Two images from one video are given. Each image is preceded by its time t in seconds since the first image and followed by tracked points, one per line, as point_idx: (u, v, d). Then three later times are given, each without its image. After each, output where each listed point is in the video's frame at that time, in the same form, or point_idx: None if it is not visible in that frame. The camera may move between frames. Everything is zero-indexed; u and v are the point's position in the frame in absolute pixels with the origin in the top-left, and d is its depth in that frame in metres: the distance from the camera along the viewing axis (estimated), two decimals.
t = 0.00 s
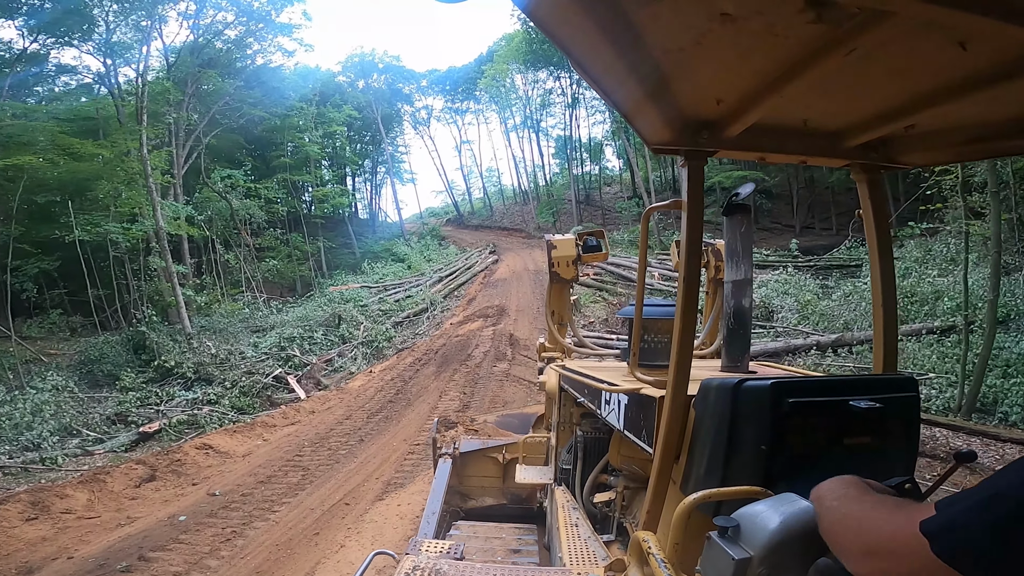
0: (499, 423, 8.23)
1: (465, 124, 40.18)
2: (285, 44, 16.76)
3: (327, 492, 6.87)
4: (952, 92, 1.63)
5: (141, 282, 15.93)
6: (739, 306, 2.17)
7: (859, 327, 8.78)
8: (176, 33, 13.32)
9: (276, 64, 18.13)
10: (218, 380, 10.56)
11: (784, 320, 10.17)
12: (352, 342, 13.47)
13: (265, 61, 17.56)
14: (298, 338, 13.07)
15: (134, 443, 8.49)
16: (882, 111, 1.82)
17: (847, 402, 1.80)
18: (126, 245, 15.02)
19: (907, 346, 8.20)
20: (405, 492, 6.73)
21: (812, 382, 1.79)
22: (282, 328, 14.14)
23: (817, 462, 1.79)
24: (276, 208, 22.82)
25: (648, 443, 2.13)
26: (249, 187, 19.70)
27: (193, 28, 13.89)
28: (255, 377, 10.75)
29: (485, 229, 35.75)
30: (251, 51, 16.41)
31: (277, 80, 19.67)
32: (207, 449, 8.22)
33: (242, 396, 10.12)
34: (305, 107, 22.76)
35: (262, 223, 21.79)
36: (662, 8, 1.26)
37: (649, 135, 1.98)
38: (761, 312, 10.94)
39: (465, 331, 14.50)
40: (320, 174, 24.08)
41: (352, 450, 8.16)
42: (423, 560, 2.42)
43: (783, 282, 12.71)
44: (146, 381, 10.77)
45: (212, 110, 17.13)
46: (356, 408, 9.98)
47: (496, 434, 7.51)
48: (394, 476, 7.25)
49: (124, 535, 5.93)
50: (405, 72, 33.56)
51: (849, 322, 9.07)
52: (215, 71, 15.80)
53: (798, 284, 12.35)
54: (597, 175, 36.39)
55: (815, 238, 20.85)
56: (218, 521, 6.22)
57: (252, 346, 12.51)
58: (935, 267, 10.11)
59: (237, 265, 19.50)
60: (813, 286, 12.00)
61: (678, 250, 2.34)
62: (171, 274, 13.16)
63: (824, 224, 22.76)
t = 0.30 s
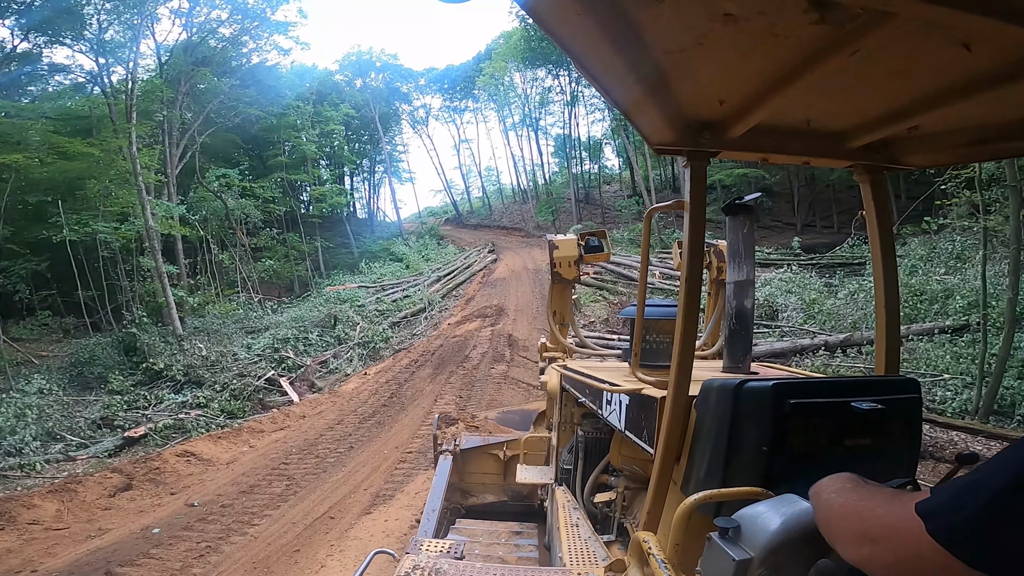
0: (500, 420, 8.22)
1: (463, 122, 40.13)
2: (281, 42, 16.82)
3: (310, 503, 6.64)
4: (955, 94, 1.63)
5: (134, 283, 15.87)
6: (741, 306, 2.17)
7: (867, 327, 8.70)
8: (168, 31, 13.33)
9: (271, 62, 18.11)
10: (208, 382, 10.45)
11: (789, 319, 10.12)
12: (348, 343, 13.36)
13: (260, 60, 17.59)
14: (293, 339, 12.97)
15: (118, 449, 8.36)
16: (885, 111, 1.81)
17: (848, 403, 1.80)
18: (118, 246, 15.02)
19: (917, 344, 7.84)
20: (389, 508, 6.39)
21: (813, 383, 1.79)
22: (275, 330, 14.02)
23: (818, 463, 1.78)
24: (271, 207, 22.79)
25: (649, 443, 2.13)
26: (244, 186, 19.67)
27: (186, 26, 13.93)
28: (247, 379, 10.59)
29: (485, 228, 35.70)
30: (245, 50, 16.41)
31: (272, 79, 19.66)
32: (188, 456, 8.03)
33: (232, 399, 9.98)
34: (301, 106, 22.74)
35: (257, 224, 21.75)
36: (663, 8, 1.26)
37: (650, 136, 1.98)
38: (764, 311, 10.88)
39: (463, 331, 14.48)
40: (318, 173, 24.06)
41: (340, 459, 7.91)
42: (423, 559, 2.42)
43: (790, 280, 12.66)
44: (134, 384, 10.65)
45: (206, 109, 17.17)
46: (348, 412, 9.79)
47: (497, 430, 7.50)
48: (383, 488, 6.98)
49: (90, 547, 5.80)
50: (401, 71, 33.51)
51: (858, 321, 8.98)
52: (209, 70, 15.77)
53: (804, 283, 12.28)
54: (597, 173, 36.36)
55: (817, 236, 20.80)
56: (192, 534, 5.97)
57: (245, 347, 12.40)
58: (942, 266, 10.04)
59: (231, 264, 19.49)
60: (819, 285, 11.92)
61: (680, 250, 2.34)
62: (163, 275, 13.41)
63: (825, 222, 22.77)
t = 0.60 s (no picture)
0: (502, 415, 8.23)
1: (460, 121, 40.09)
2: (275, 41, 16.94)
3: (296, 514, 6.44)
4: (958, 92, 1.63)
5: (126, 285, 15.90)
6: (743, 304, 2.17)
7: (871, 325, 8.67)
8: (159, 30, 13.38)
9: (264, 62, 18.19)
10: (199, 387, 10.39)
11: (792, 317, 10.07)
12: (344, 344, 13.27)
13: (254, 59, 17.65)
14: (287, 341, 12.83)
15: (105, 455, 8.20)
16: (887, 109, 1.81)
17: (851, 402, 1.80)
18: (110, 246, 15.08)
19: (924, 341, 7.70)
20: (374, 522, 6.11)
21: (815, 380, 1.79)
22: (268, 332, 13.84)
23: (819, 460, 1.78)
24: (266, 207, 22.82)
25: (651, 441, 2.13)
26: (237, 186, 19.67)
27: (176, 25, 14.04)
28: (239, 383, 10.42)
29: (483, 227, 35.64)
30: (237, 48, 16.46)
31: (267, 78, 19.68)
32: (171, 464, 7.82)
33: (223, 404, 9.87)
34: (296, 105, 22.74)
35: (252, 224, 21.73)
36: (666, 5, 1.26)
37: (653, 133, 1.98)
38: (768, 307, 10.73)
39: (460, 330, 14.47)
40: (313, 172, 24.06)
41: (329, 467, 7.70)
42: (425, 557, 2.43)
43: (793, 278, 12.61)
44: (123, 389, 10.54)
45: (199, 108, 17.21)
46: (340, 417, 9.55)
47: (498, 426, 7.51)
48: (372, 498, 6.74)
49: (64, 559, 5.66)
50: (397, 70, 33.45)
51: (862, 319, 8.95)
52: (200, 68, 15.78)
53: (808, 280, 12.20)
54: (594, 171, 36.36)
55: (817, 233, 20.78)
56: (170, 547, 5.81)
57: (238, 350, 12.33)
58: (945, 262, 9.97)
59: (225, 265, 19.50)
60: (823, 282, 11.85)
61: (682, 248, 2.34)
62: (153, 276, 13.23)
63: (824, 218, 22.72)
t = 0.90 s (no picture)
0: (505, 410, 8.21)
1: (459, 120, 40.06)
2: (270, 41, 16.98)
3: (277, 527, 6.06)
4: (965, 90, 1.62)
5: (119, 286, 15.94)
6: (748, 303, 2.17)
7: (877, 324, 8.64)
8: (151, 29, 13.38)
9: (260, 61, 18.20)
10: (190, 388, 10.22)
11: (796, 315, 10.02)
12: (340, 344, 13.21)
13: (250, 59, 17.68)
14: (282, 342, 12.86)
15: (93, 459, 8.04)
16: (892, 109, 1.81)
17: (855, 401, 1.79)
18: (103, 247, 15.10)
19: (933, 341, 7.55)
20: (363, 535, 5.75)
21: (820, 380, 1.79)
22: (262, 334, 13.86)
23: (823, 459, 1.78)
24: (263, 207, 22.81)
25: (654, 440, 2.13)
26: (233, 185, 19.65)
27: (169, 24, 14.06)
28: (232, 385, 10.28)
29: (482, 226, 35.62)
30: (231, 48, 16.47)
31: (263, 78, 19.66)
32: (154, 471, 7.49)
33: (215, 405, 9.69)
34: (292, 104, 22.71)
35: (248, 224, 21.72)
36: (674, 4, 1.26)
37: (657, 132, 1.98)
38: (770, 306, 10.80)
39: (458, 330, 14.46)
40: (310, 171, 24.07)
41: (318, 476, 7.32)
42: (427, 554, 2.43)
43: (795, 276, 12.58)
44: (113, 392, 10.43)
45: (193, 108, 17.22)
46: (333, 421, 9.24)
47: (500, 422, 7.51)
48: (362, 509, 6.38)
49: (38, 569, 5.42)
50: (395, 69, 33.42)
51: (868, 318, 8.93)
52: (193, 67, 15.78)
53: (813, 279, 12.14)
54: (593, 169, 36.34)
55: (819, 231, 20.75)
56: (146, 559, 5.50)
57: (231, 351, 12.23)
58: (950, 259, 9.92)
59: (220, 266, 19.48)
60: (826, 281, 11.79)
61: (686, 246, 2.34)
62: (144, 279, 13.17)
63: (824, 216, 22.67)
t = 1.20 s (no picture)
0: (506, 405, 8.23)
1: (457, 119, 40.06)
2: (266, 40, 17.04)
3: (261, 539, 5.76)
4: (968, 90, 1.62)
5: (113, 287, 15.91)
6: (749, 302, 2.17)
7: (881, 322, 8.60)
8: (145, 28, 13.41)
9: (256, 61, 18.27)
10: (181, 391, 10.18)
11: (799, 315, 10.00)
12: (337, 345, 13.20)
13: (246, 58, 17.76)
14: (277, 344, 12.85)
15: (80, 463, 7.93)
16: (896, 108, 1.80)
17: (857, 401, 1.79)
18: (96, 248, 15.06)
19: (941, 341, 7.34)
20: (350, 547, 5.46)
21: (821, 380, 1.79)
22: (257, 334, 13.90)
23: (824, 460, 1.78)
24: (259, 207, 22.84)
25: (655, 439, 2.13)
26: (229, 185, 19.64)
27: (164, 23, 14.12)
28: (224, 388, 10.23)
29: (481, 225, 35.60)
30: (226, 47, 16.52)
31: (259, 77, 19.66)
32: (137, 477, 7.27)
33: (206, 409, 9.63)
34: (289, 104, 22.74)
35: (244, 224, 21.72)
36: (676, 4, 1.26)
37: (659, 131, 1.98)
38: (773, 305, 10.82)
39: (456, 330, 14.48)
40: (307, 171, 24.09)
41: (306, 482, 7.11)
42: (428, 552, 2.44)
43: (797, 275, 12.53)
44: (103, 396, 10.39)
45: (188, 108, 17.24)
46: (325, 425, 9.15)
47: (501, 418, 7.52)
48: (350, 520, 6.08)
49: None
50: (392, 68, 33.40)
51: (873, 317, 8.89)
52: (187, 66, 15.80)
53: (815, 277, 12.09)
54: (592, 168, 36.38)
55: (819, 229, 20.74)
56: (122, 570, 5.27)
57: (225, 354, 12.20)
58: (953, 258, 9.87)
59: (215, 266, 19.48)
60: (828, 279, 11.74)
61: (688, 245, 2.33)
62: (135, 279, 12.95)
63: (824, 214, 22.67)
